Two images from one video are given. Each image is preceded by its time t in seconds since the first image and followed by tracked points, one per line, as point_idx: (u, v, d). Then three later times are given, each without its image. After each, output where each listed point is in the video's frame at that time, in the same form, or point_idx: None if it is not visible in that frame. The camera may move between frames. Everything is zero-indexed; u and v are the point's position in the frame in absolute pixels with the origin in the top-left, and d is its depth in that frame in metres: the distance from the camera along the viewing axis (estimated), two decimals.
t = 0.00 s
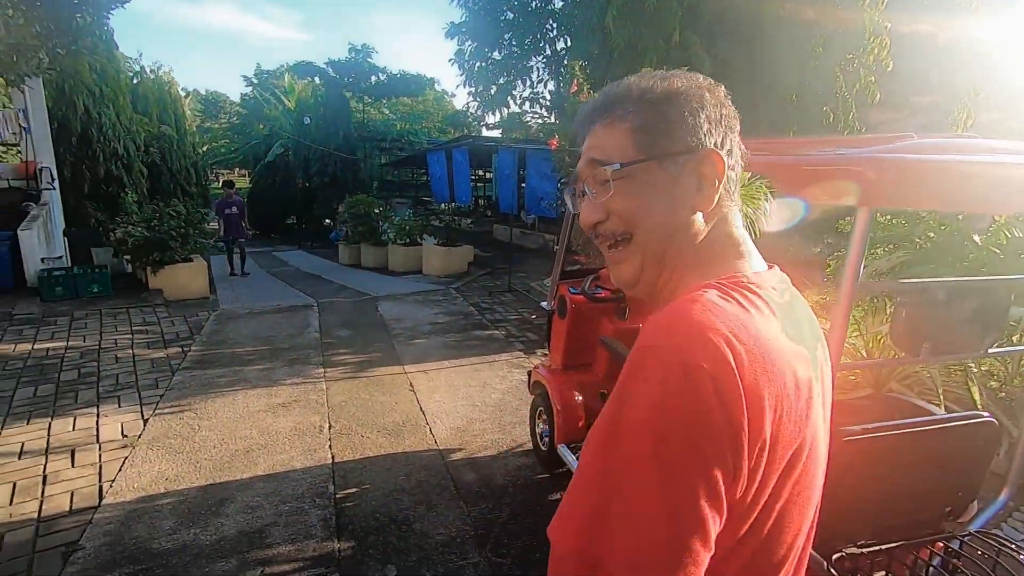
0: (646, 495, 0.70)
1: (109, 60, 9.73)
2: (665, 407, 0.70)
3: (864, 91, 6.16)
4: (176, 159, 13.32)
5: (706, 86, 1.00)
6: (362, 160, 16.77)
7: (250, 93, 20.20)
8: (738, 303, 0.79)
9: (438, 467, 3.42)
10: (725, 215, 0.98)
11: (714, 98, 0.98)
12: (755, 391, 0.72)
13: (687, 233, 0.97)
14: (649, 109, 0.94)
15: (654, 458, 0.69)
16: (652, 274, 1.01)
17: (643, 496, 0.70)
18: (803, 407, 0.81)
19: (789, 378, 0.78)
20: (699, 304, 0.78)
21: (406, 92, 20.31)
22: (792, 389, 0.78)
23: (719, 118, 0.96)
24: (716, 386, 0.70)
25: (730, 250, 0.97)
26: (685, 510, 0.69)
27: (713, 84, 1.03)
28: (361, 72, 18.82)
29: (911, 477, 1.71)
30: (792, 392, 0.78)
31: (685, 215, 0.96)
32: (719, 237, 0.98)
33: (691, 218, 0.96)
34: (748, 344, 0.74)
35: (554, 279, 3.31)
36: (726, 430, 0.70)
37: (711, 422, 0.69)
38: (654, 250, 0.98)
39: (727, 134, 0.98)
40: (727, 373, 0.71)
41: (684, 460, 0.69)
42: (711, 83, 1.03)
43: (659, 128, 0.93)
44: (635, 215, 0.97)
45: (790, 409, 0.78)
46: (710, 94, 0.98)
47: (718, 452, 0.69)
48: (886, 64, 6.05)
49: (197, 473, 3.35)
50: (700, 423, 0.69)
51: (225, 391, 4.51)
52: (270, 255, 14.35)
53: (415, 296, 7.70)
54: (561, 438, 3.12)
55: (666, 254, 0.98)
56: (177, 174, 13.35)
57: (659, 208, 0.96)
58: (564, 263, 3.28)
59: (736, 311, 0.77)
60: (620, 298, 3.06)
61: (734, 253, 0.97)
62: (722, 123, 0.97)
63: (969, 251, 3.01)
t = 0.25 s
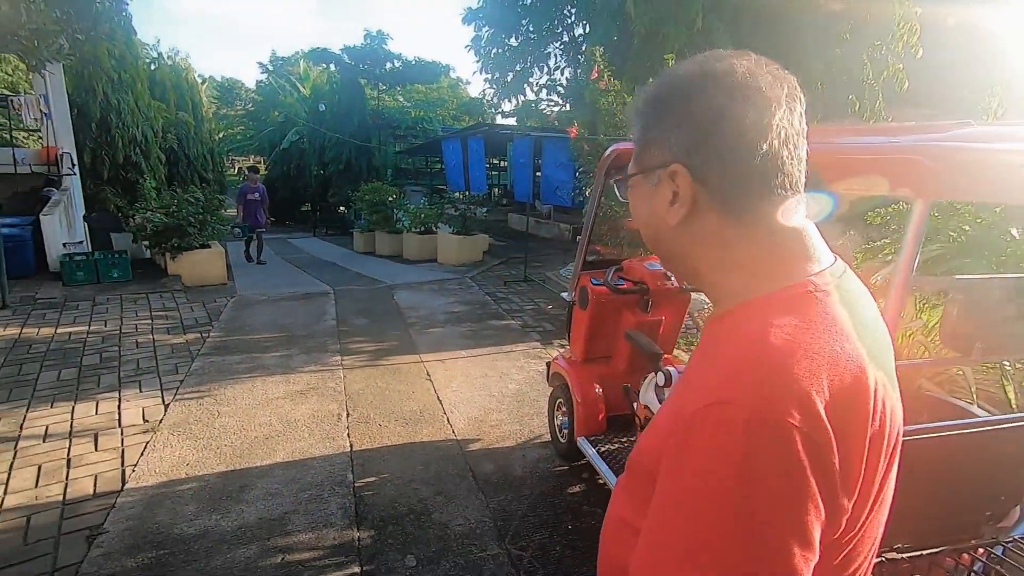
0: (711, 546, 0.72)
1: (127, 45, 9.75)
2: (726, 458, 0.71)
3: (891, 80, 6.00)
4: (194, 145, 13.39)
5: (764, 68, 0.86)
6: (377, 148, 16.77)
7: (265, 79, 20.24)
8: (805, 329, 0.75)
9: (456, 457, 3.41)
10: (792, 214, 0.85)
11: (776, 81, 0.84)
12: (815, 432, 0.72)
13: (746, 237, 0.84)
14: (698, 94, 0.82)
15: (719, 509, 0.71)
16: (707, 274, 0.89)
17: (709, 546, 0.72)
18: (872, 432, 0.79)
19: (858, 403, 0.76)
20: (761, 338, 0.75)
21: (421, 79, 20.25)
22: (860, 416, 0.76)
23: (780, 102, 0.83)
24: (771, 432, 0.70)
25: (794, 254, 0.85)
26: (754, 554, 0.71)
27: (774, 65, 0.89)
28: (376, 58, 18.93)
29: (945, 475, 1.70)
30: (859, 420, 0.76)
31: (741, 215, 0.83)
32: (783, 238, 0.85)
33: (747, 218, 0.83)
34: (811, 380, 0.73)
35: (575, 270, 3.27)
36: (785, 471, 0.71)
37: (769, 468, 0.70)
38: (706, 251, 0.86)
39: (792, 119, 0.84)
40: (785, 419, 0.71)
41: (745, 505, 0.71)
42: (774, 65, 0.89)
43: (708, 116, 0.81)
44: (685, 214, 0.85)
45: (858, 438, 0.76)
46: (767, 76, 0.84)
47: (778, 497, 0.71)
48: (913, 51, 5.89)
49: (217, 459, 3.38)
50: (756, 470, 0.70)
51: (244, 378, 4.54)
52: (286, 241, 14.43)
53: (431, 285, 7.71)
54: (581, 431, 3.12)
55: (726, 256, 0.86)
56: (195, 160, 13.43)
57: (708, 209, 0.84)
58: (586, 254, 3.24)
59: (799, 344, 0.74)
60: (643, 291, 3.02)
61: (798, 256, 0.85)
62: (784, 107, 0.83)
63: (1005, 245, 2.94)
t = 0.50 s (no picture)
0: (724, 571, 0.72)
1: (133, 38, 9.71)
2: (741, 491, 0.70)
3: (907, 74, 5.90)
4: (200, 138, 13.38)
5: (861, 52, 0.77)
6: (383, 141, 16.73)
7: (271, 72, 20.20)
8: (852, 362, 0.69)
9: (468, 456, 3.39)
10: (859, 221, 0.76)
11: (867, 68, 0.75)
12: (849, 480, 0.67)
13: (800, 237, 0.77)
14: (769, 76, 0.76)
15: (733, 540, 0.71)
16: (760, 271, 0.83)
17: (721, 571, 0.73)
18: (927, 480, 0.71)
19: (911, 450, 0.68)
20: (800, 368, 0.70)
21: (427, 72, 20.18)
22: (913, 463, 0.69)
23: (867, 91, 0.74)
24: (792, 474, 0.67)
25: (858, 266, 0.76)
26: None
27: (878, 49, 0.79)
28: (382, 50, 18.87)
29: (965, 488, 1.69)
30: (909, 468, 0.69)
31: (797, 214, 0.76)
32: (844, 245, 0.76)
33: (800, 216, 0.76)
34: (851, 422, 0.67)
35: (590, 267, 3.23)
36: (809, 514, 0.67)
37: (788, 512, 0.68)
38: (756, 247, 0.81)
39: (876, 112, 0.74)
40: (811, 464, 0.67)
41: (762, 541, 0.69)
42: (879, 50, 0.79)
43: (776, 102, 0.74)
44: (738, 203, 0.80)
45: (907, 487, 0.69)
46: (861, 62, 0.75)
47: (798, 539, 0.68)
48: (930, 44, 5.81)
49: (228, 456, 3.37)
50: (774, 511, 0.68)
51: (254, 373, 4.54)
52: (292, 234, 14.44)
53: (438, 279, 7.70)
54: (594, 430, 3.10)
55: (778, 254, 0.80)
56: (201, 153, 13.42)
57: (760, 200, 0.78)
58: (601, 251, 3.21)
59: (844, 380, 0.68)
60: (658, 290, 2.98)
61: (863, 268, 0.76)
62: (871, 99, 0.74)
63: None
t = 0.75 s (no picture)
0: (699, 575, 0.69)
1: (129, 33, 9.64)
2: (728, 494, 0.66)
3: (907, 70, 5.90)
4: (196, 134, 13.31)
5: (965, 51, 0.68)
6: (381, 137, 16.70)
7: (267, 68, 20.11)
8: (875, 382, 0.62)
9: (471, 456, 3.38)
10: (900, 226, 0.68)
11: (957, 65, 0.66)
12: (846, 509, 0.60)
13: (828, 228, 0.72)
14: (835, 57, 0.71)
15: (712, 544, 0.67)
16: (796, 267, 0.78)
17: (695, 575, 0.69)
18: (951, 539, 0.62)
19: (928, 495, 0.60)
20: (820, 378, 0.65)
21: (424, 67, 20.12)
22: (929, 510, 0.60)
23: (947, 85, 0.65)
24: (783, 489, 0.62)
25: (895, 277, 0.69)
26: None
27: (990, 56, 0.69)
28: (379, 45, 18.80)
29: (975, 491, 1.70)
30: (924, 516, 0.61)
31: (825, 200, 0.71)
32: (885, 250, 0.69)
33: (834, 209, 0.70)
34: (862, 448, 0.60)
35: (595, 267, 3.22)
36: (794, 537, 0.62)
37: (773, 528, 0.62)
38: (789, 238, 0.75)
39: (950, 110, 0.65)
40: (803, 481, 0.61)
41: (740, 552, 0.65)
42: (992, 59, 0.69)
43: (835, 84, 0.70)
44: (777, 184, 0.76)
45: (918, 539, 0.61)
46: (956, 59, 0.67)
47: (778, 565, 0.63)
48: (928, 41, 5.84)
49: (231, 457, 3.35)
50: (762, 529, 0.63)
51: (255, 372, 4.52)
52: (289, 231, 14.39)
53: (438, 277, 7.68)
54: (598, 430, 3.08)
55: (806, 245, 0.74)
56: (198, 150, 13.36)
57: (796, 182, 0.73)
58: (605, 250, 3.20)
59: (864, 399, 0.61)
60: (663, 290, 2.97)
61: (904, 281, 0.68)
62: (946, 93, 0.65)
63: None
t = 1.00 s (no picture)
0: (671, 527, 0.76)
1: (115, 28, 9.52)
2: (705, 454, 0.73)
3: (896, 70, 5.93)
4: (184, 131, 13.17)
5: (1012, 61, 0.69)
6: (372, 135, 16.61)
7: (256, 64, 19.93)
8: (850, 365, 0.68)
9: (463, 455, 3.37)
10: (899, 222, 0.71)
11: (994, 74, 0.68)
12: (804, 473, 0.67)
13: (831, 222, 0.76)
14: (871, 64, 0.75)
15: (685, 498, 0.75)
16: (809, 263, 0.81)
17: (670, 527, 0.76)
18: (930, 525, 0.66)
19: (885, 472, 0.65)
20: (804, 356, 0.71)
21: (415, 65, 20.03)
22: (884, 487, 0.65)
23: (971, 90, 0.68)
24: (752, 452, 0.69)
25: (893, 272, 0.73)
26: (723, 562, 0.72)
27: None
28: (370, 42, 18.69)
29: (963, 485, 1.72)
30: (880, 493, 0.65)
31: (825, 194, 0.76)
32: (887, 245, 0.73)
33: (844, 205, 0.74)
34: (827, 421, 0.66)
35: (587, 265, 3.22)
36: (758, 496, 0.68)
37: (737, 485, 0.69)
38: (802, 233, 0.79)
39: (965, 113, 0.67)
40: (778, 447, 0.67)
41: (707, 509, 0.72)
42: None
43: (864, 88, 0.74)
44: (795, 182, 0.80)
45: (882, 512, 0.66)
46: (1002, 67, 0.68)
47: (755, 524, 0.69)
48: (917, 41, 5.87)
49: (220, 457, 3.31)
50: (751, 495, 0.69)
51: (244, 372, 4.48)
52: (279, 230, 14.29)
53: (430, 276, 7.65)
54: (590, 428, 3.08)
55: (817, 239, 0.78)
56: (186, 147, 13.23)
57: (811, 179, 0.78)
58: (597, 248, 3.19)
59: (840, 377, 0.67)
60: (655, 288, 2.97)
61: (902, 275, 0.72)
62: (973, 103, 0.67)
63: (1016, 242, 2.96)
